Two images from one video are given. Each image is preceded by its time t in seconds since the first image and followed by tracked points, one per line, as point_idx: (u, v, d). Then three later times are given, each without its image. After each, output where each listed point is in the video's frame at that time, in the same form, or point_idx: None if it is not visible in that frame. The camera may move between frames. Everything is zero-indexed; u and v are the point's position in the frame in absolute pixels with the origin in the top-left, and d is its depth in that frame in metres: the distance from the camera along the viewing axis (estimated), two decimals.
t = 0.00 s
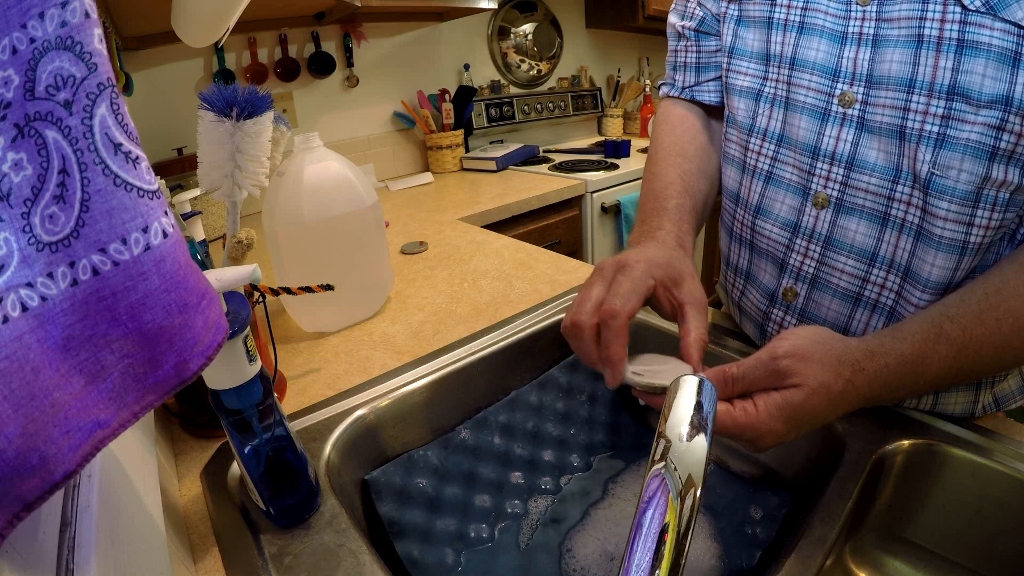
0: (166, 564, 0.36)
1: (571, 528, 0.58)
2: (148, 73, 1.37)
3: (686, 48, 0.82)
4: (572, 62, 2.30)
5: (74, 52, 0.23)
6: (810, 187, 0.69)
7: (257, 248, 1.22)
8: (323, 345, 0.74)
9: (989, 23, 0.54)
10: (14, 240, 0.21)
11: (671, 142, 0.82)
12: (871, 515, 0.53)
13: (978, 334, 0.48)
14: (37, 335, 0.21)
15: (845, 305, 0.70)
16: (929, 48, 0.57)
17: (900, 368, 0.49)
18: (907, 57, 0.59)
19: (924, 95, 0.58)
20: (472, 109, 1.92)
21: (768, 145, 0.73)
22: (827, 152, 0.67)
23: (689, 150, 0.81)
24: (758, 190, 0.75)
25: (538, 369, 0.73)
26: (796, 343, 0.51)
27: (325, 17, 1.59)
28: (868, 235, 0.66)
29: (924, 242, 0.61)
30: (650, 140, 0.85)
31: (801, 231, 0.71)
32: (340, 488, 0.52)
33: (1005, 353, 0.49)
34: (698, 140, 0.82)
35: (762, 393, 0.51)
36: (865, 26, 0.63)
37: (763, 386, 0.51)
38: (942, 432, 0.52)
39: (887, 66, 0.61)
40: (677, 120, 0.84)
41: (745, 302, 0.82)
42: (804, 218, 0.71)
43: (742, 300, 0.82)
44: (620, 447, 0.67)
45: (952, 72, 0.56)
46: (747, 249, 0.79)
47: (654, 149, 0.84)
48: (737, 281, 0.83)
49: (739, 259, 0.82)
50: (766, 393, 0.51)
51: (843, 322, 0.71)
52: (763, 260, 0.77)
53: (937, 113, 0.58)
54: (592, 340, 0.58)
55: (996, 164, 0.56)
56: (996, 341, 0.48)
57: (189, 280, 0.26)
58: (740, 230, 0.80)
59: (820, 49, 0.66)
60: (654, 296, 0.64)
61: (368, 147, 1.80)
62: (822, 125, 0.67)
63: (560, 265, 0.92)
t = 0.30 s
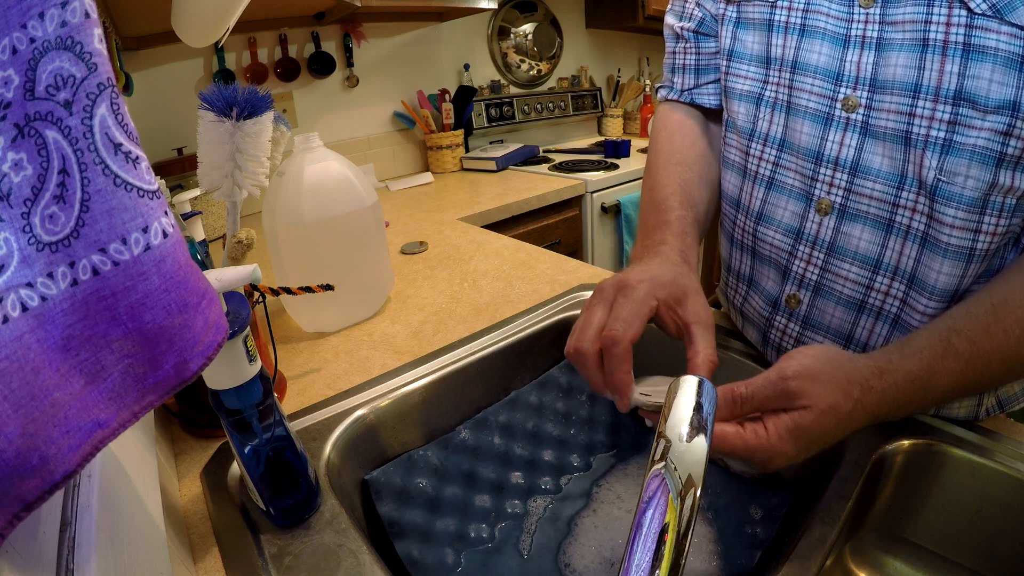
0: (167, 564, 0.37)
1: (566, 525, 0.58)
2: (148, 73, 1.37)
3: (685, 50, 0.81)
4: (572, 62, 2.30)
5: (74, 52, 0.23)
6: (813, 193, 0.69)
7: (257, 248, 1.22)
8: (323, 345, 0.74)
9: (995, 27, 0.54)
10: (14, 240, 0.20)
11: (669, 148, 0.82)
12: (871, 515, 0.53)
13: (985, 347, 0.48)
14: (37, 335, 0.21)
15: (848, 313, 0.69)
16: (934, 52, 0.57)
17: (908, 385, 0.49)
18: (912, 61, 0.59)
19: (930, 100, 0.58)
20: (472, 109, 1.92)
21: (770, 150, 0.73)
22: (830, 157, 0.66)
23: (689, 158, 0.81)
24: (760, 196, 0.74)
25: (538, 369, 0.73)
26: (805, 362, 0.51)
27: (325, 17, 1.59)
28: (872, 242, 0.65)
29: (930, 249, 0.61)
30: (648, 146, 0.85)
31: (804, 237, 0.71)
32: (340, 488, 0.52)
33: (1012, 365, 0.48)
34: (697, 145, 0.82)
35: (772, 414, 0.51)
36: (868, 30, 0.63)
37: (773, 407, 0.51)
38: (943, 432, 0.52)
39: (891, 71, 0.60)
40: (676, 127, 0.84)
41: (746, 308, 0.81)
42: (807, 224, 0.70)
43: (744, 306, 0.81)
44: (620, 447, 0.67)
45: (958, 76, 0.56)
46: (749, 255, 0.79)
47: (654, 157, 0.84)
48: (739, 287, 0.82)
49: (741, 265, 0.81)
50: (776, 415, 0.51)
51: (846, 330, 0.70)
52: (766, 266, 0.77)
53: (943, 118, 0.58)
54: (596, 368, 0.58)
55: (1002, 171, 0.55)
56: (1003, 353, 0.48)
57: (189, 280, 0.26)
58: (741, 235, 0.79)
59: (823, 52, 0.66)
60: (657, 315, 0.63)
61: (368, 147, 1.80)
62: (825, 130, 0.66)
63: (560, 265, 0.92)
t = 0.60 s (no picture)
0: (167, 564, 0.36)
1: (564, 524, 0.59)
2: (148, 73, 1.37)
3: (686, 49, 0.81)
4: (572, 62, 2.30)
5: (74, 52, 0.23)
6: (811, 199, 0.69)
7: (258, 247, 1.22)
8: (323, 345, 0.74)
9: (996, 34, 0.53)
10: (14, 240, 0.20)
11: (665, 149, 0.82)
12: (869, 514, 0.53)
13: (984, 381, 0.45)
14: (37, 335, 0.21)
15: (846, 318, 0.69)
16: (934, 57, 0.57)
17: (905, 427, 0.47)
18: (912, 66, 0.58)
19: (929, 107, 0.58)
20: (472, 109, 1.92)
21: (768, 154, 0.72)
22: (829, 162, 0.66)
23: (684, 160, 0.81)
24: (758, 199, 0.74)
25: (538, 369, 0.73)
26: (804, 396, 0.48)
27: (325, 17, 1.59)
28: (870, 248, 0.65)
29: (927, 257, 0.60)
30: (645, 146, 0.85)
31: (802, 242, 0.70)
32: (340, 488, 0.52)
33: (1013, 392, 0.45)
34: (694, 146, 0.82)
35: (765, 443, 0.50)
36: (868, 33, 0.62)
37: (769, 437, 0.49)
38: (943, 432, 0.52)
39: (891, 76, 0.60)
40: (673, 128, 0.84)
41: (744, 312, 0.80)
42: (805, 229, 0.70)
43: (742, 309, 0.80)
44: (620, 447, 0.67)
45: (958, 83, 0.56)
46: (747, 258, 0.78)
47: (650, 158, 0.84)
48: (736, 290, 0.81)
49: (739, 269, 0.80)
50: (768, 446, 0.49)
51: (843, 336, 0.70)
52: (764, 270, 0.76)
53: (942, 126, 0.57)
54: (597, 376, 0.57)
55: (1001, 180, 0.55)
56: (1002, 382, 0.45)
57: (189, 279, 0.26)
58: (739, 239, 0.79)
59: (822, 55, 0.66)
60: (652, 316, 0.62)
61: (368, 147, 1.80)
62: (824, 134, 0.66)
63: (560, 265, 0.92)
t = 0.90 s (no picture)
0: (167, 564, 0.37)
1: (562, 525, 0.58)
2: (148, 73, 1.37)
3: (687, 49, 0.80)
4: (572, 62, 2.30)
5: (74, 52, 0.23)
6: (812, 202, 0.68)
7: (258, 247, 1.22)
8: (324, 345, 0.74)
9: (999, 37, 0.53)
10: (14, 240, 0.21)
11: (664, 155, 0.80)
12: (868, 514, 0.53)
13: (986, 386, 0.45)
14: (37, 335, 0.21)
15: (847, 322, 0.68)
16: (936, 61, 0.56)
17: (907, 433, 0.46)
18: (914, 69, 0.58)
19: (931, 111, 0.57)
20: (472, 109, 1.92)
21: (768, 157, 0.71)
22: (830, 166, 0.65)
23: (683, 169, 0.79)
24: (758, 203, 0.73)
25: (538, 369, 0.73)
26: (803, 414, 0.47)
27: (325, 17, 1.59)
28: (871, 252, 0.65)
29: (929, 261, 0.60)
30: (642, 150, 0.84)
31: (803, 246, 0.69)
32: (340, 488, 0.52)
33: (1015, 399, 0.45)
34: (691, 153, 0.80)
35: (772, 466, 0.48)
36: (869, 36, 0.62)
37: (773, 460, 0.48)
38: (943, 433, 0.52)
39: (892, 79, 0.60)
40: (671, 133, 0.82)
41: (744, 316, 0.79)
42: (806, 233, 0.69)
43: (742, 313, 0.78)
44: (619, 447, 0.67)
45: (961, 87, 0.55)
46: (747, 262, 0.77)
47: (648, 164, 0.82)
48: (736, 293, 0.80)
49: (739, 272, 0.79)
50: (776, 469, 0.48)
51: (843, 340, 0.69)
52: (764, 273, 0.75)
53: (944, 130, 0.57)
54: (599, 407, 0.54)
55: (1004, 183, 0.55)
56: (1003, 385, 0.45)
57: (189, 279, 0.26)
58: (738, 242, 0.78)
59: (823, 57, 0.65)
60: (654, 343, 0.58)
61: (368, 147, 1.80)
62: (825, 138, 0.65)
63: (560, 265, 0.92)
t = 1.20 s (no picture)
0: (167, 565, 0.37)
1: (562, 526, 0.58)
2: (148, 73, 1.37)
3: (693, 47, 0.76)
4: (572, 62, 2.30)
5: (74, 52, 0.23)
6: (816, 206, 0.67)
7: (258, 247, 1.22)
8: (324, 345, 0.74)
9: (1004, 35, 0.53)
10: (14, 240, 0.21)
11: (664, 173, 0.75)
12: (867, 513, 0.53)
13: (994, 387, 0.44)
14: (37, 335, 0.21)
15: (849, 329, 0.67)
16: (941, 61, 0.56)
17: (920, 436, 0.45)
18: (919, 70, 0.58)
19: (937, 111, 0.57)
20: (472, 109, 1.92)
21: (770, 161, 0.71)
22: (835, 169, 0.65)
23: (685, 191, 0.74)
24: (761, 208, 0.72)
25: (538, 369, 0.73)
26: (812, 438, 0.45)
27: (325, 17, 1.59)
28: (875, 257, 0.64)
29: (935, 265, 0.60)
30: (641, 163, 0.79)
31: (808, 251, 0.69)
32: (340, 487, 0.52)
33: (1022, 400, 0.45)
34: (691, 169, 0.76)
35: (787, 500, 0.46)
36: (873, 37, 0.62)
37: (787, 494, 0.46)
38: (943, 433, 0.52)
39: (897, 80, 0.60)
40: (671, 149, 0.77)
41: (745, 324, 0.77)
42: (810, 237, 0.68)
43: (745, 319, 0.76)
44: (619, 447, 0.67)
45: (967, 86, 0.55)
46: (750, 266, 0.76)
47: (648, 181, 0.77)
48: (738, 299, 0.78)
49: (742, 277, 0.78)
50: (790, 501, 0.46)
51: (846, 348, 0.68)
52: (768, 278, 0.74)
53: (951, 130, 0.57)
54: (598, 463, 0.52)
55: (1012, 183, 0.55)
56: (1010, 387, 0.44)
57: (189, 279, 0.26)
58: (741, 247, 0.77)
59: (826, 59, 0.65)
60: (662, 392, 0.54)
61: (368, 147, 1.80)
62: (829, 141, 0.65)
63: (560, 265, 0.92)
